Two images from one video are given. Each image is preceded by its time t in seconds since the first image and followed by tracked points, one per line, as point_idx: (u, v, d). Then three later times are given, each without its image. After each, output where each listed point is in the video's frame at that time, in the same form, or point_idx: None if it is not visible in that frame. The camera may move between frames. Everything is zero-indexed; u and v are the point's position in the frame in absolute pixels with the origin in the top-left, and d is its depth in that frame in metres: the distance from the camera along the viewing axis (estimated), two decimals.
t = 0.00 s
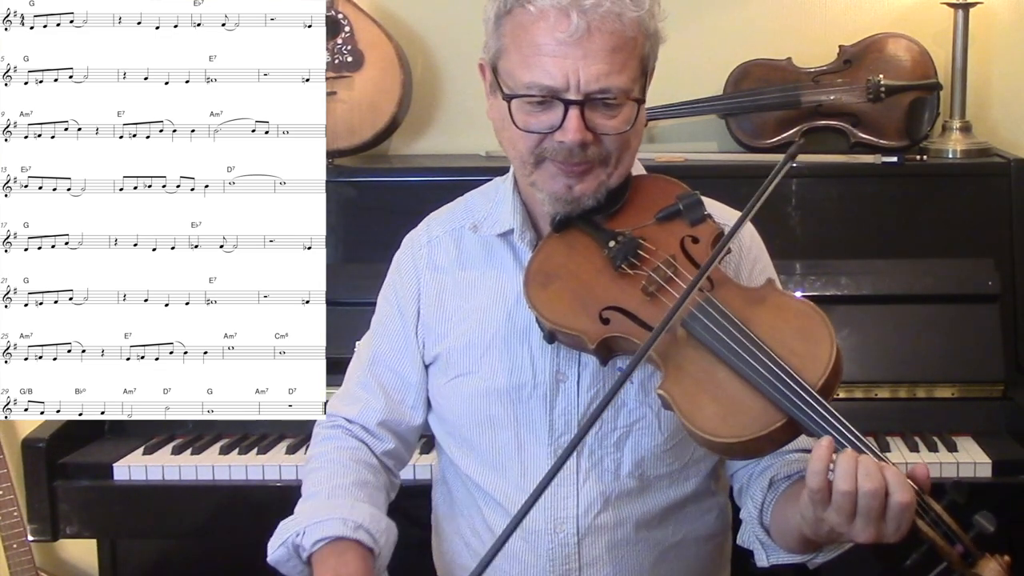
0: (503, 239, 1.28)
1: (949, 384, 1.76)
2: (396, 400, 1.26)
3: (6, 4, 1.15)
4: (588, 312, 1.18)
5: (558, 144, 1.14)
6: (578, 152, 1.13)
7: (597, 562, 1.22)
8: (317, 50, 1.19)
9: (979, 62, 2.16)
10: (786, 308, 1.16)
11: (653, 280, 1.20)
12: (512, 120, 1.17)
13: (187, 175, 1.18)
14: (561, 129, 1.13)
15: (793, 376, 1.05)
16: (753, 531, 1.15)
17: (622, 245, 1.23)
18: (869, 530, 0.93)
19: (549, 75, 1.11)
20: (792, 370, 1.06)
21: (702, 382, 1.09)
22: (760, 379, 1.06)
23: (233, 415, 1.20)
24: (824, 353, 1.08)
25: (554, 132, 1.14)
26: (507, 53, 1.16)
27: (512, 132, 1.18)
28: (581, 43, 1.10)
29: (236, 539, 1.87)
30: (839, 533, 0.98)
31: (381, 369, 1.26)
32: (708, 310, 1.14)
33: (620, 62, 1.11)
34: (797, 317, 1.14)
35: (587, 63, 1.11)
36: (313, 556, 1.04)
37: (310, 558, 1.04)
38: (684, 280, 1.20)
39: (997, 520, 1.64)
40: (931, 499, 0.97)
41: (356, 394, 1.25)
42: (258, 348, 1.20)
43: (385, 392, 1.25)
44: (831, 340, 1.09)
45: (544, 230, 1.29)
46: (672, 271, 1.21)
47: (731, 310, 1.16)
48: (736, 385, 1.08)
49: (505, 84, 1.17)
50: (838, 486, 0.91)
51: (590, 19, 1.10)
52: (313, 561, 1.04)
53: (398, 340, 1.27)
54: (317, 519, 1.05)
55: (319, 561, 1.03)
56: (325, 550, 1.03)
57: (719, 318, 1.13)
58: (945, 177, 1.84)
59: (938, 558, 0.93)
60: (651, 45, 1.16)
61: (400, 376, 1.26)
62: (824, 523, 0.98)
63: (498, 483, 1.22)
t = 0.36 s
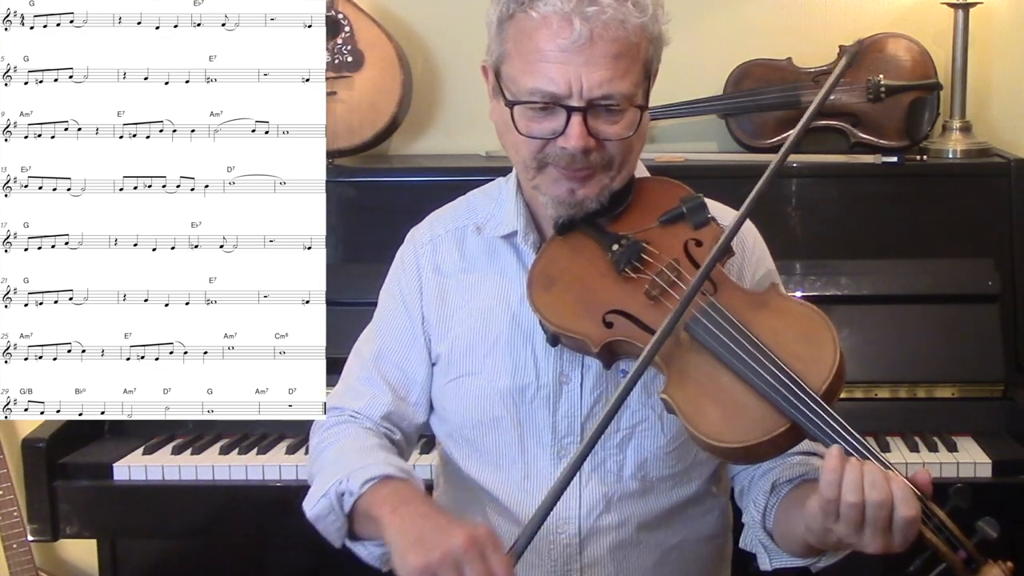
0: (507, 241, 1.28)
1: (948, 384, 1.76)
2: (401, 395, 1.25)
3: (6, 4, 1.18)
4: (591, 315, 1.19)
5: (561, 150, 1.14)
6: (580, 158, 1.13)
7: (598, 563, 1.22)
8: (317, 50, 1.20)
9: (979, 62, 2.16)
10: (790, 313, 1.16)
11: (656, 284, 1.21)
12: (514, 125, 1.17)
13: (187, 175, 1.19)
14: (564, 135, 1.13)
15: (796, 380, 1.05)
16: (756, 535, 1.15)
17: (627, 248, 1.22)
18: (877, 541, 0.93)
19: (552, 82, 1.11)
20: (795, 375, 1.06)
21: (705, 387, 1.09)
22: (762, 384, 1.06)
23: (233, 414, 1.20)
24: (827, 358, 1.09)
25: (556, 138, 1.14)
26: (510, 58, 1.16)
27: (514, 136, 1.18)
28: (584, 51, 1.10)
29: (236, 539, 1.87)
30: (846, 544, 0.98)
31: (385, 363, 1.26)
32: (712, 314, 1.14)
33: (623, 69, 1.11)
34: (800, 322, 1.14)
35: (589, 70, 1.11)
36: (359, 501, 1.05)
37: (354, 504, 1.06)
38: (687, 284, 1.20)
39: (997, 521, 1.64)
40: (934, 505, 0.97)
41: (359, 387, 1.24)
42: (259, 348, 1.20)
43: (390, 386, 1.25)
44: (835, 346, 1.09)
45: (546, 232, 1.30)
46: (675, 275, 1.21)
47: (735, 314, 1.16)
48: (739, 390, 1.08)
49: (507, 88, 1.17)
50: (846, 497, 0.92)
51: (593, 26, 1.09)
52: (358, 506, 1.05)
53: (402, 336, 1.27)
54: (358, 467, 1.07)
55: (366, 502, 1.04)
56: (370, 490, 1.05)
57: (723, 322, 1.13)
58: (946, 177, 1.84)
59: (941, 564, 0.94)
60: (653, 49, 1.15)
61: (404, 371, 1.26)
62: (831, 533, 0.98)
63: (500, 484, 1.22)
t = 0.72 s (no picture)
0: (505, 240, 1.28)
1: (948, 384, 1.76)
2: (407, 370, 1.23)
3: (5, 3, 1.07)
4: (585, 316, 1.19)
5: (555, 151, 1.14)
6: (575, 159, 1.13)
7: (597, 563, 1.22)
8: (318, 51, 1.11)
9: (978, 62, 2.16)
10: (783, 313, 1.16)
11: (649, 286, 1.22)
12: (509, 126, 1.17)
13: (187, 174, 1.09)
14: (558, 136, 1.13)
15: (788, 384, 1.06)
16: (748, 536, 1.15)
17: (620, 250, 1.23)
18: (861, 540, 0.93)
19: (546, 83, 1.11)
20: (787, 378, 1.07)
21: (698, 388, 1.10)
22: (755, 387, 1.07)
23: (231, 417, 1.09)
24: (820, 361, 1.09)
25: (551, 139, 1.14)
26: (505, 58, 1.16)
27: (509, 138, 1.18)
28: (578, 51, 1.10)
29: (236, 538, 1.88)
30: (832, 543, 0.98)
31: (393, 334, 1.23)
32: (707, 314, 1.14)
33: (617, 69, 1.11)
34: (794, 323, 1.14)
35: (583, 71, 1.11)
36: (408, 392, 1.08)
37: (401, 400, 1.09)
38: (681, 286, 1.21)
39: (996, 521, 1.64)
40: (923, 508, 0.98)
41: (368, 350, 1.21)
42: (258, 348, 1.10)
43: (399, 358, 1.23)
44: (827, 348, 1.10)
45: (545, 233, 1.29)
46: (670, 277, 1.22)
47: (728, 315, 1.16)
48: (731, 392, 1.08)
49: (502, 89, 1.17)
50: (832, 494, 0.92)
51: (586, 27, 1.09)
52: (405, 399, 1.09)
53: (410, 313, 1.26)
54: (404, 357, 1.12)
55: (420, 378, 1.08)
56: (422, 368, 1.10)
57: (716, 322, 1.13)
58: (945, 177, 1.84)
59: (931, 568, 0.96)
60: (649, 50, 1.15)
61: (408, 345, 1.24)
62: (816, 532, 0.98)
63: (499, 484, 1.22)
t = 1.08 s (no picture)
0: (508, 239, 1.28)
1: (949, 384, 1.76)
2: (396, 365, 1.23)
3: (5, 2, 1.05)
4: (590, 315, 1.19)
5: (561, 150, 1.14)
6: (580, 157, 1.13)
7: (598, 563, 1.22)
8: (317, 51, 1.11)
9: (978, 62, 2.16)
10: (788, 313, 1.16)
11: (654, 285, 1.21)
12: (514, 125, 1.17)
13: (187, 174, 1.07)
14: (563, 135, 1.13)
15: (793, 381, 1.06)
16: (751, 534, 1.15)
17: (624, 250, 1.23)
18: (868, 536, 0.93)
19: (552, 81, 1.12)
20: (792, 376, 1.07)
21: (703, 388, 1.10)
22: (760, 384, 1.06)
23: (231, 417, 1.06)
24: (825, 359, 1.09)
25: (556, 138, 1.14)
26: (511, 57, 1.16)
27: (514, 136, 1.18)
28: (584, 50, 1.10)
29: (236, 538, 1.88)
30: (838, 538, 0.98)
31: (382, 330, 1.23)
32: (711, 313, 1.14)
33: (623, 69, 1.11)
34: (799, 323, 1.14)
35: (589, 70, 1.11)
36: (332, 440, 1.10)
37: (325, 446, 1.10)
38: (686, 286, 1.20)
39: (996, 521, 1.65)
40: (931, 507, 0.98)
41: (356, 345, 1.21)
42: (258, 348, 1.08)
43: (386, 352, 1.23)
44: (832, 346, 1.10)
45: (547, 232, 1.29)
46: (675, 276, 1.22)
47: (733, 314, 1.16)
48: (736, 390, 1.08)
49: (507, 88, 1.17)
50: (843, 491, 0.92)
51: (593, 25, 1.09)
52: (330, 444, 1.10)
53: (401, 311, 1.26)
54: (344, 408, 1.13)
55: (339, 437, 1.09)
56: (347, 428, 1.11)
57: (721, 321, 1.13)
58: (946, 177, 1.84)
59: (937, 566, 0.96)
60: (654, 50, 1.16)
61: (398, 343, 1.24)
62: (822, 526, 0.98)
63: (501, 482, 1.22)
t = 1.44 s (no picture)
0: (504, 237, 1.28)
1: (949, 384, 1.76)
2: (393, 375, 1.23)
3: (5, 3, 1.05)
4: (583, 311, 1.19)
5: (552, 148, 1.14)
6: (572, 156, 1.13)
7: (595, 560, 1.22)
8: (318, 51, 1.10)
9: (979, 62, 2.16)
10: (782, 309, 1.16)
11: (647, 280, 1.22)
12: (507, 124, 1.17)
13: (187, 174, 1.08)
14: (555, 133, 1.13)
15: (784, 376, 1.06)
16: (746, 530, 1.15)
17: (617, 246, 1.23)
18: (859, 531, 0.94)
19: (543, 80, 1.11)
20: (784, 371, 1.07)
21: (695, 381, 1.10)
22: (752, 380, 1.06)
23: (233, 416, 1.09)
24: (817, 354, 1.09)
25: (548, 136, 1.14)
26: (502, 56, 1.16)
27: (506, 135, 1.18)
28: (574, 48, 1.10)
29: (236, 538, 1.88)
30: (827, 532, 0.99)
31: (379, 340, 1.24)
32: (704, 307, 1.13)
33: (613, 66, 1.11)
34: (792, 320, 1.14)
35: (579, 68, 1.11)
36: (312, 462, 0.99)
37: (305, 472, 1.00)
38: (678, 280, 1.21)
39: (996, 521, 1.64)
40: (921, 499, 0.98)
41: (351, 358, 1.22)
42: (258, 348, 1.10)
43: (382, 363, 1.23)
44: (824, 346, 1.10)
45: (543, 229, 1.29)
46: (669, 271, 1.22)
47: (725, 309, 1.16)
48: (728, 385, 1.09)
49: (500, 88, 1.17)
50: (837, 492, 0.92)
51: (582, 24, 1.09)
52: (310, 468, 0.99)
53: (397, 318, 1.26)
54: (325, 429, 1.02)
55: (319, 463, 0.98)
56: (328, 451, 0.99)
57: (713, 315, 1.12)
58: (945, 177, 1.84)
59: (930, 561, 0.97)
60: (646, 48, 1.15)
61: (396, 352, 1.24)
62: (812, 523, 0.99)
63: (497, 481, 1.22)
